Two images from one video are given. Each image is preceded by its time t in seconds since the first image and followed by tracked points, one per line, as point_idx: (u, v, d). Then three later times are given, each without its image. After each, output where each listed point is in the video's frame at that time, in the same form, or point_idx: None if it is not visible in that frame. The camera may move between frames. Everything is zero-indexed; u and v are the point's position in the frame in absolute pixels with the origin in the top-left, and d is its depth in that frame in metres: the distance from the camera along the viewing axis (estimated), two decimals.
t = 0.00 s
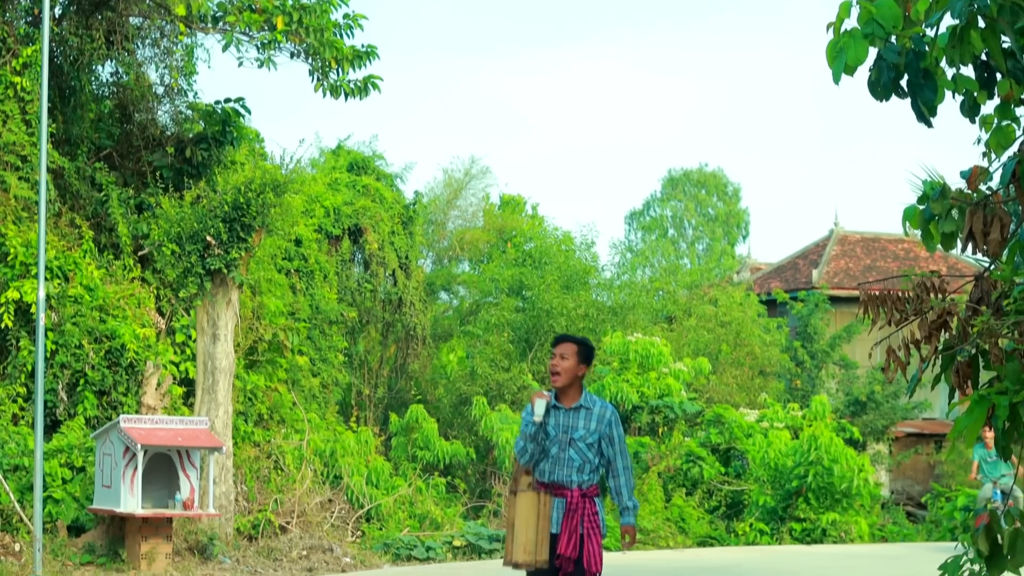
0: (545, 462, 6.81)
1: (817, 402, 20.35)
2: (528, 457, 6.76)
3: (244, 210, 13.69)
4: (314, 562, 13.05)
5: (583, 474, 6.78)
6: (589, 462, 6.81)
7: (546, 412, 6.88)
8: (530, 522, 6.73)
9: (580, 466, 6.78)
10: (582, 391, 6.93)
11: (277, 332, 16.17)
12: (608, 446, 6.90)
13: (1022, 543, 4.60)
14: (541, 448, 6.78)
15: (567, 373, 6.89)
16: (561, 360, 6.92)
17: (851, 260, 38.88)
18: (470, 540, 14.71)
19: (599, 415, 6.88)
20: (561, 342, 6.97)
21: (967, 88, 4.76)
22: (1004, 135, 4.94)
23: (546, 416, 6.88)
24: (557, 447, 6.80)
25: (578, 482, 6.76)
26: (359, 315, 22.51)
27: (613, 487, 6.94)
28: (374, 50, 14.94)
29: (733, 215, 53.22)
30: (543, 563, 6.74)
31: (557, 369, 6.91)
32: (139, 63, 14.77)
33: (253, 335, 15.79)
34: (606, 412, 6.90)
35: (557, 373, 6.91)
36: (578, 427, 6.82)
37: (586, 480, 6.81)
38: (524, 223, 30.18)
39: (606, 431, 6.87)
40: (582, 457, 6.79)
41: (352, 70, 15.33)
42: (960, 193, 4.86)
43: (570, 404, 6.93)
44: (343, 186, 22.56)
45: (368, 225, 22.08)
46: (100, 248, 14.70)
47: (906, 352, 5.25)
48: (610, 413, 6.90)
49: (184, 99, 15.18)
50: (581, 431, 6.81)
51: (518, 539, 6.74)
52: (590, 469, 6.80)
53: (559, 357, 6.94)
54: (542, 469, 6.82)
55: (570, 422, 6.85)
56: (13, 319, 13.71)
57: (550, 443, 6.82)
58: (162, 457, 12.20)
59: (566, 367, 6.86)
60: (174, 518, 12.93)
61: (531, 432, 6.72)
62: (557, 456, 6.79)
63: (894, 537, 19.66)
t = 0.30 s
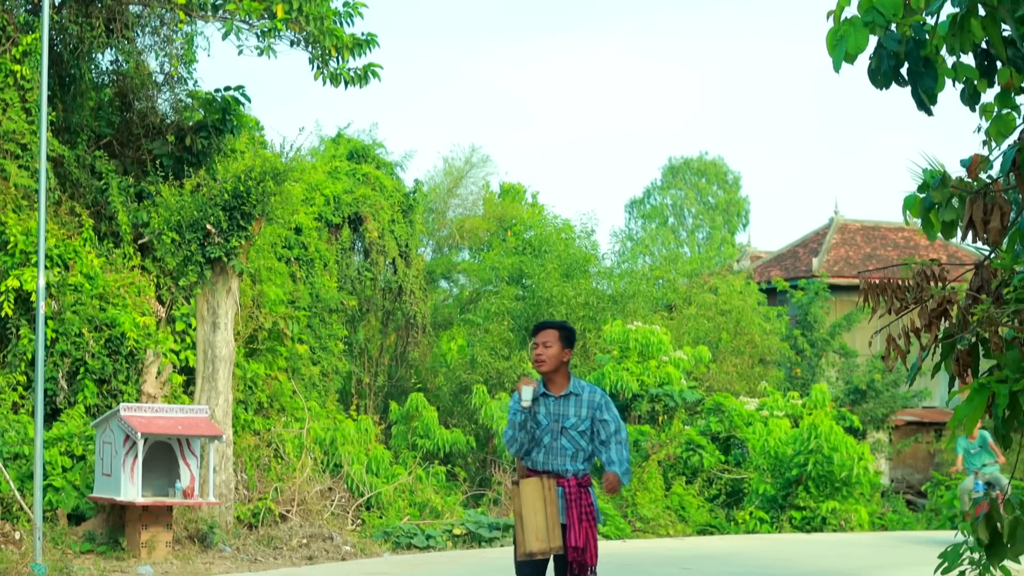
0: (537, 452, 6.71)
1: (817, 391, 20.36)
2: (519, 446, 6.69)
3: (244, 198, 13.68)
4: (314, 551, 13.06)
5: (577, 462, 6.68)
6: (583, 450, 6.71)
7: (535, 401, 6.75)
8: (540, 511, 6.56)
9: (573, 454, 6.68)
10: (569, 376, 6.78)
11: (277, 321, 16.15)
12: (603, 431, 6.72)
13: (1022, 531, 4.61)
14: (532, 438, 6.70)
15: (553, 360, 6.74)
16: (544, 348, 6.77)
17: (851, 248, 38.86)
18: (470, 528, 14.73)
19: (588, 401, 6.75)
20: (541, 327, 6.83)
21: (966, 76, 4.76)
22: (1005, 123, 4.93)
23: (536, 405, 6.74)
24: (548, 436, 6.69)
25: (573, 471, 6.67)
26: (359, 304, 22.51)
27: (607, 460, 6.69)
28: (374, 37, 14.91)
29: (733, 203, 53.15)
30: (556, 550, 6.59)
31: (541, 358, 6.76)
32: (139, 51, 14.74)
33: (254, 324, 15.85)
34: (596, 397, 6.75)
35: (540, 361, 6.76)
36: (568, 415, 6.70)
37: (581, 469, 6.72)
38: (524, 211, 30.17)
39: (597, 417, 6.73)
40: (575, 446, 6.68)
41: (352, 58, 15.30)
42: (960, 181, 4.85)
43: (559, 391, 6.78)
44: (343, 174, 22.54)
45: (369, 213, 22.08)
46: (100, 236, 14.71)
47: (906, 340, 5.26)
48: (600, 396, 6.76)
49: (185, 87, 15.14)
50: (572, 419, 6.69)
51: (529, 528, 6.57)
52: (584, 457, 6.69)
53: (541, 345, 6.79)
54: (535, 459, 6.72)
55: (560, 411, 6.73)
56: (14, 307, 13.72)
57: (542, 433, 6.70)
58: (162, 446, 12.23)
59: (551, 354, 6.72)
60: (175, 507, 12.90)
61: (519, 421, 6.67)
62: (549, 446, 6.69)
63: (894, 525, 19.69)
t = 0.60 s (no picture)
0: (515, 438, 6.32)
1: (817, 381, 20.35)
2: (497, 431, 6.27)
3: (244, 187, 13.65)
4: (314, 541, 13.07)
5: (557, 448, 6.29)
6: (562, 436, 6.32)
7: (515, 385, 6.34)
8: (531, 489, 6.12)
9: (552, 440, 6.29)
10: (547, 359, 6.39)
11: (277, 311, 16.13)
12: (582, 419, 6.36)
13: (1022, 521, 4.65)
14: (511, 423, 6.31)
15: (539, 343, 6.34)
16: (529, 332, 6.35)
17: (851, 239, 38.85)
18: (470, 519, 14.75)
19: (569, 386, 6.36)
20: (520, 309, 6.39)
21: (967, 67, 4.78)
22: (1005, 114, 4.93)
23: (516, 389, 6.34)
24: (527, 421, 6.31)
25: (553, 457, 6.27)
26: (359, 294, 22.49)
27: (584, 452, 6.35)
28: (375, 27, 14.88)
29: (734, 193, 53.07)
30: (546, 531, 6.12)
31: (525, 342, 6.33)
32: (139, 41, 14.81)
33: (254, 314, 15.83)
34: (577, 381, 6.38)
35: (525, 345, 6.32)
36: (548, 400, 6.32)
37: (560, 457, 6.31)
38: (524, 202, 30.17)
39: (576, 403, 6.35)
40: (556, 431, 6.30)
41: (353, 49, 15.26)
42: (960, 172, 4.86)
43: (539, 376, 6.38)
44: (343, 165, 22.53)
45: (369, 204, 22.04)
46: (100, 227, 14.71)
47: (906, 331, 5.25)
48: (581, 382, 6.39)
49: (185, 77, 15.14)
50: (552, 404, 6.32)
51: (519, 509, 6.11)
52: (564, 443, 6.31)
53: (523, 329, 6.36)
54: (513, 445, 6.33)
55: (539, 396, 6.34)
56: (14, 297, 13.72)
57: (521, 418, 6.33)
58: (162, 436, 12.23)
59: (539, 339, 6.29)
60: (175, 497, 12.88)
61: (500, 404, 6.27)
62: (528, 431, 6.31)
63: (894, 516, 19.71)
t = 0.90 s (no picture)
0: (499, 424, 5.62)
1: (819, 372, 20.35)
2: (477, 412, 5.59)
3: (246, 178, 13.59)
4: (317, 532, 13.08)
5: (540, 439, 5.56)
6: (548, 426, 5.59)
7: (507, 367, 5.64)
8: (502, 474, 5.46)
9: (536, 430, 5.56)
10: (545, 344, 5.65)
11: (279, 302, 16.11)
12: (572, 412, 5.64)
13: None
14: (497, 407, 5.60)
15: (540, 330, 5.63)
16: (528, 317, 5.62)
17: (853, 229, 38.82)
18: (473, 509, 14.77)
19: (562, 376, 5.63)
20: (518, 292, 5.67)
21: (970, 57, 4.74)
22: (1007, 104, 4.88)
23: (509, 370, 5.64)
24: (512, 406, 5.61)
25: (534, 447, 5.55)
26: (361, 284, 22.50)
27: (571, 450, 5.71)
28: (377, 18, 14.84)
29: (736, 184, 53.03)
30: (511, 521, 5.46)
31: (524, 330, 5.60)
32: (141, 32, 14.77)
33: (256, 305, 15.80)
34: (571, 372, 5.64)
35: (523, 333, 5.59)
36: (538, 388, 5.59)
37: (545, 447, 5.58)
38: (526, 193, 30.16)
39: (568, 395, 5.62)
40: (542, 421, 5.57)
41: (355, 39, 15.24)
42: (962, 162, 4.85)
43: (533, 362, 5.65)
44: (345, 155, 22.51)
45: (370, 194, 21.95)
46: (103, 218, 14.71)
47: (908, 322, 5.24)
48: (576, 373, 5.65)
49: (187, 68, 15.10)
50: (542, 393, 5.58)
51: (487, 492, 5.47)
52: (549, 435, 5.59)
53: (521, 315, 5.63)
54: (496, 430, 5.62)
55: (530, 382, 5.61)
56: (16, 288, 13.72)
57: (509, 403, 5.62)
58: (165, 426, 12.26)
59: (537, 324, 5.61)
60: (177, 487, 12.87)
61: (488, 385, 5.57)
62: (513, 418, 5.59)
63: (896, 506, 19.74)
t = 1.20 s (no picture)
0: (495, 419, 5.46)
1: (821, 362, 20.35)
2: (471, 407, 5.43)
3: (247, 169, 13.64)
4: (319, 523, 13.09)
5: (538, 434, 5.41)
6: (547, 421, 5.43)
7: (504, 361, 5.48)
8: (485, 475, 5.28)
9: (534, 425, 5.41)
10: (544, 336, 5.49)
11: (281, 293, 16.07)
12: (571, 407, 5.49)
13: None
14: (493, 402, 5.45)
15: (543, 323, 5.50)
16: (532, 309, 5.48)
17: (855, 220, 38.79)
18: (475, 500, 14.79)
19: (560, 369, 5.47)
20: (521, 282, 5.53)
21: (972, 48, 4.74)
22: (1010, 94, 4.87)
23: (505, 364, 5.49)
24: (509, 400, 5.44)
25: (531, 442, 5.40)
26: (363, 275, 22.50)
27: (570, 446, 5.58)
28: (378, 9, 14.81)
29: (738, 174, 52.98)
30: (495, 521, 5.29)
31: (528, 321, 5.45)
32: (142, 23, 14.77)
33: (258, 296, 15.76)
34: (570, 366, 5.48)
35: (527, 324, 5.44)
36: (536, 381, 5.44)
37: (542, 442, 5.44)
38: (528, 183, 30.13)
39: (566, 388, 5.46)
40: (540, 415, 5.41)
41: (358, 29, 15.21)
42: (965, 153, 4.83)
43: (531, 354, 5.47)
44: (347, 146, 22.48)
45: (372, 184, 21.90)
46: (104, 208, 14.70)
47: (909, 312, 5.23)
48: (575, 366, 5.49)
49: (189, 58, 15.09)
50: (540, 386, 5.43)
51: (468, 493, 5.29)
52: (547, 429, 5.43)
53: (525, 305, 5.47)
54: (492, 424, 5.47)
55: (527, 376, 5.46)
56: (18, 279, 13.73)
57: (506, 397, 5.46)
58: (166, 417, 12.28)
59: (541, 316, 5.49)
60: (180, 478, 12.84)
61: (483, 379, 5.42)
62: (510, 412, 5.42)
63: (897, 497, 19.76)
